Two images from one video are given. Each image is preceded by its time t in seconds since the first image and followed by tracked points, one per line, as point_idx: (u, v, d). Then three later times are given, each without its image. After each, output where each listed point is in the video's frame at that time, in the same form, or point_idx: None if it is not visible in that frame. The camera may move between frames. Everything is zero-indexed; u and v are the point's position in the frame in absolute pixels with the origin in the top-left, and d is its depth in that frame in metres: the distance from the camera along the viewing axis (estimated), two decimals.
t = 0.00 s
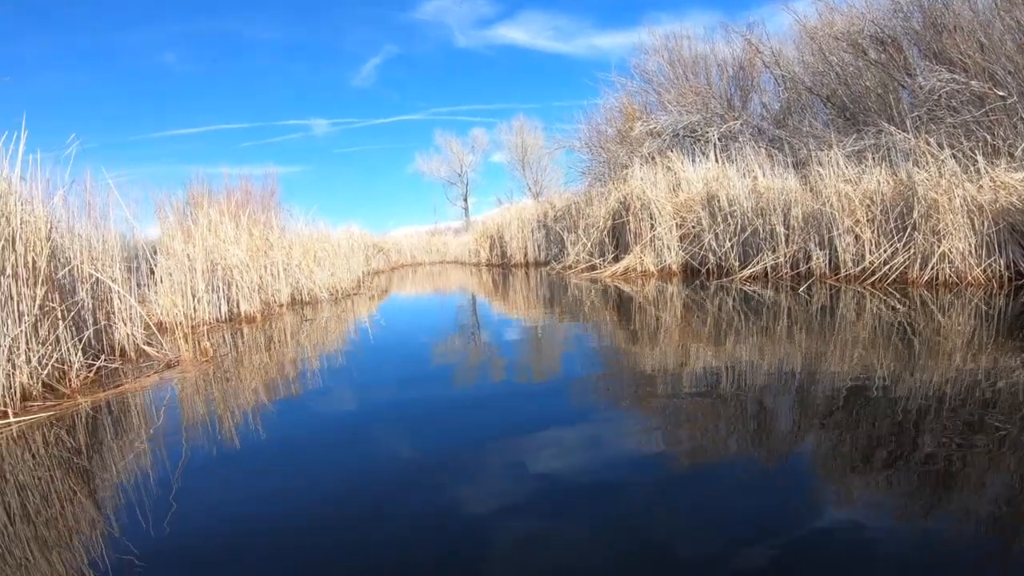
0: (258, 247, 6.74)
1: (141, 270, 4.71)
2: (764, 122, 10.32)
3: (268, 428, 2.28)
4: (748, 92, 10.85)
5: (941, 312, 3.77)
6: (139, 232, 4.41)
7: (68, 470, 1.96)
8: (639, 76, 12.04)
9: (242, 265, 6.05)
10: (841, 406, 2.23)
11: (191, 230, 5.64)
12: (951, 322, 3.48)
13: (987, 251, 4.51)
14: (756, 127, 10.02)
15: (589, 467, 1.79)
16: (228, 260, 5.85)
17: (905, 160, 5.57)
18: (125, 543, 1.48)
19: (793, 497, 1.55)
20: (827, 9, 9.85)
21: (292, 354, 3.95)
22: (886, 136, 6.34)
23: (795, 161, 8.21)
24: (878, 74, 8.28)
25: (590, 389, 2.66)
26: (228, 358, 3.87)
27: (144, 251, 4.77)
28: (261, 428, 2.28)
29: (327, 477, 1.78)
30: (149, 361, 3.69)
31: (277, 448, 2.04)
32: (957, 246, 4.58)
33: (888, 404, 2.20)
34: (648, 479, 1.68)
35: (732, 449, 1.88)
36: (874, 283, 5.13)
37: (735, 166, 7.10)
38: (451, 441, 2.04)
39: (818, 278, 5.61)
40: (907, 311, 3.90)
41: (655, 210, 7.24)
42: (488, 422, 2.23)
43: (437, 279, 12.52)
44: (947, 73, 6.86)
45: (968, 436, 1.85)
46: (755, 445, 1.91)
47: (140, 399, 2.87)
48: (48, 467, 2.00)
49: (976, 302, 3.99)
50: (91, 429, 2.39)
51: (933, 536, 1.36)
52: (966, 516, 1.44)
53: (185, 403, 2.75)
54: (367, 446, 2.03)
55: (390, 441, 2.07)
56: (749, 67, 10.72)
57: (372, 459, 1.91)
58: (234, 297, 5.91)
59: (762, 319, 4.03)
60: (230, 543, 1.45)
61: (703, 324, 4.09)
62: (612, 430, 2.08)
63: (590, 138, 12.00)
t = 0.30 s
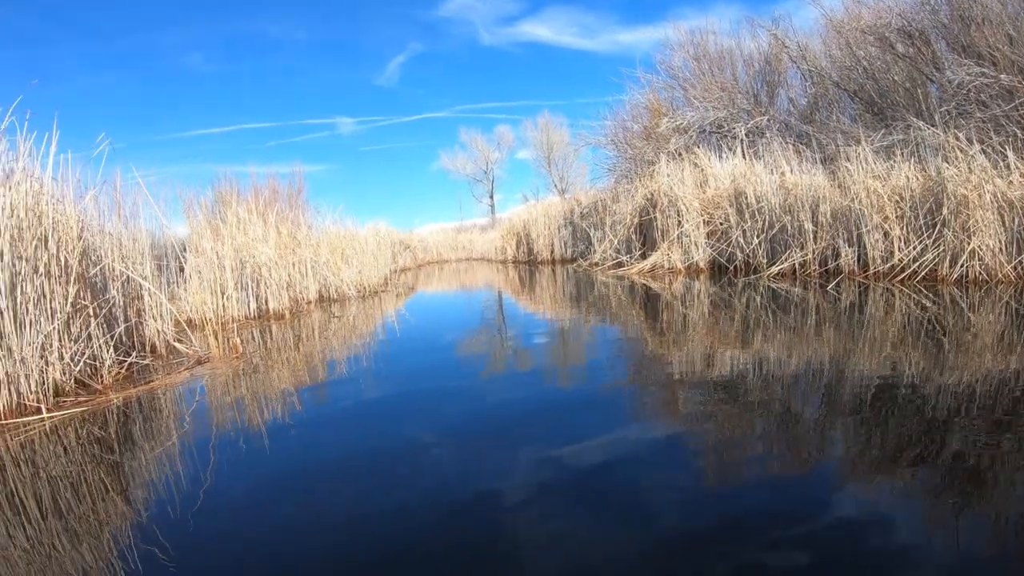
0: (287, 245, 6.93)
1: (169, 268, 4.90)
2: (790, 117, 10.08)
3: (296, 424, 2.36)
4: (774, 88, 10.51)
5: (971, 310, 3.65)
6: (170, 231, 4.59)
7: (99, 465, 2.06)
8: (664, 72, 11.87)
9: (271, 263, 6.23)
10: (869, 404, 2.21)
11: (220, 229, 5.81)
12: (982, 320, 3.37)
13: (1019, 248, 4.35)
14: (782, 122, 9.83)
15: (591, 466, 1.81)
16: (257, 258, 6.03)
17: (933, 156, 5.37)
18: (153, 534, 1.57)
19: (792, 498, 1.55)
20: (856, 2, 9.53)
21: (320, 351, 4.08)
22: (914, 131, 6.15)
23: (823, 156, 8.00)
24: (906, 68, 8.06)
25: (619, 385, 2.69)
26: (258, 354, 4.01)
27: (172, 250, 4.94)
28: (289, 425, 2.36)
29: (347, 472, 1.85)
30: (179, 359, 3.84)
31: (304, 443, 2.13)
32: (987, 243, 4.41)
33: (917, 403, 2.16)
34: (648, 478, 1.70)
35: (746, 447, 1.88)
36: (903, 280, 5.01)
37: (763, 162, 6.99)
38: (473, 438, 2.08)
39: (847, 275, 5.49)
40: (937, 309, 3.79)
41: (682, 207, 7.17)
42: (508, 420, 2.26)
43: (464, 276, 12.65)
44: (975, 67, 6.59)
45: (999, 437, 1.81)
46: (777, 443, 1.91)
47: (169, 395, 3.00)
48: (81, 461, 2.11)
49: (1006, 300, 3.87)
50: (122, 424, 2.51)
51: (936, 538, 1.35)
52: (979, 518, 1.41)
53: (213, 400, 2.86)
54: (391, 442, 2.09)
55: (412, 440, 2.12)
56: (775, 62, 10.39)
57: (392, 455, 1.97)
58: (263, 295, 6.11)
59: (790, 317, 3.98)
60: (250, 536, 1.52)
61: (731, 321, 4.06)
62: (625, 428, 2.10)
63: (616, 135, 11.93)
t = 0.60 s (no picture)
0: (315, 241, 7.09)
1: (198, 265, 5.08)
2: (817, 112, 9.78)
3: (322, 421, 2.43)
4: (800, 82, 10.24)
5: (1002, 308, 3.54)
6: (198, 227, 4.75)
7: (129, 459, 2.13)
8: (688, 67, 11.69)
9: (299, 259, 6.39)
10: (896, 403, 2.18)
11: (247, 226, 5.99)
12: (1013, 318, 3.27)
13: None
14: (810, 117, 9.44)
15: (593, 466, 1.83)
16: (284, 255, 6.18)
17: (963, 150, 5.17)
18: (179, 526, 1.62)
19: (808, 498, 1.54)
20: None
21: (347, 347, 4.19)
22: (942, 125, 5.96)
23: (850, 151, 7.80)
24: (932, 61, 7.74)
25: (646, 382, 2.70)
26: (286, 350, 4.13)
27: (200, 248, 5.11)
28: (316, 422, 2.42)
29: (370, 470, 1.90)
30: (207, 355, 4.00)
31: (330, 440, 2.19)
32: (1017, 239, 4.27)
33: (945, 402, 2.13)
34: (649, 478, 1.71)
35: (761, 447, 1.87)
36: (932, 277, 4.87)
37: (790, 157, 6.87)
38: (495, 437, 2.11)
39: (874, 271, 5.36)
40: (967, 306, 3.68)
41: (709, 203, 7.09)
42: (530, 418, 2.29)
43: (489, 272, 12.73)
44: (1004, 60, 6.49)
45: None
46: (801, 443, 1.89)
47: (197, 391, 3.11)
48: (111, 453, 2.20)
49: None
50: (151, 419, 2.61)
51: (940, 540, 1.33)
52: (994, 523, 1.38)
53: (239, 396, 2.95)
54: (416, 441, 2.13)
55: (435, 438, 2.16)
56: (799, 55, 10.13)
57: (415, 454, 2.01)
58: (290, 291, 6.28)
59: (817, 313, 3.92)
60: (273, 528, 1.57)
61: (757, 317, 4.02)
62: (641, 427, 2.12)
63: (641, 131, 11.83)
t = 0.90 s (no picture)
0: (335, 237, 7.21)
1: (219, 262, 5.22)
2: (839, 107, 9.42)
3: (342, 417, 2.48)
4: (821, 77, 10.04)
5: None
6: (219, 224, 4.90)
7: (151, 454, 2.21)
8: (708, 62, 11.55)
9: (320, 255, 6.52)
10: (918, 401, 2.16)
11: (268, 223, 6.12)
12: None
13: None
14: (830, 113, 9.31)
15: (593, 463, 1.85)
16: (305, 251, 6.31)
17: (986, 146, 5.02)
18: (201, 519, 1.67)
19: (815, 498, 1.54)
20: None
21: (367, 342, 4.27)
22: (965, 121, 5.82)
23: (871, 147, 7.63)
24: (955, 56, 7.62)
25: (666, 379, 2.71)
26: (307, 346, 4.22)
27: (220, 245, 5.25)
28: (336, 418, 2.47)
29: (390, 466, 1.93)
30: (230, 350, 4.12)
31: (352, 437, 2.23)
32: None
33: (967, 402, 2.10)
34: (644, 476, 1.72)
35: (770, 445, 1.87)
36: (954, 275, 4.74)
37: (812, 153, 6.75)
38: (512, 435, 2.14)
39: (896, 268, 5.26)
40: (990, 304, 3.60)
41: (729, 199, 7.03)
42: (546, 416, 2.30)
43: (509, 268, 12.80)
44: None
45: None
46: (816, 442, 1.88)
47: (218, 387, 3.20)
48: (134, 448, 2.28)
49: None
50: (173, 414, 2.71)
51: (936, 543, 1.33)
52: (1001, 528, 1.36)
53: (259, 392, 3.04)
54: (436, 438, 2.17)
55: (452, 435, 2.19)
56: (821, 50, 9.94)
57: (433, 451, 2.04)
58: (311, 287, 6.41)
59: (838, 310, 3.88)
60: (293, 521, 1.61)
61: (779, 314, 3.99)
62: (651, 424, 2.13)
63: (661, 126, 11.75)
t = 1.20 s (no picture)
0: (352, 234, 7.30)
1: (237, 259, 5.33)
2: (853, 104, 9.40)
3: (359, 415, 2.53)
4: (837, 73, 9.89)
5: None
6: (236, 222, 5.00)
7: (169, 451, 2.27)
8: (724, 59, 11.43)
9: (337, 253, 6.61)
10: (935, 401, 2.15)
11: (285, 220, 6.22)
12: None
13: None
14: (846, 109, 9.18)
15: (596, 463, 1.87)
16: (321, 248, 6.40)
17: (1005, 143, 4.90)
18: (218, 516, 1.71)
19: (819, 499, 1.54)
20: None
21: (383, 339, 4.34)
22: (984, 117, 5.70)
23: (888, 144, 7.51)
24: (971, 52, 7.43)
25: (683, 377, 2.71)
26: (323, 343, 4.30)
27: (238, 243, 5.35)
28: (352, 416, 2.52)
29: (405, 465, 1.96)
30: (248, 347, 4.22)
31: (368, 435, 2.27)
32: None
33: (985, 403, 2.08)
34: (646, 476, 1.74)
35: (784, 445, 1.87)
36: (971, 273, 4.65)
37: (829, 149, 6.66)
38: (529, 433, 2.16)
39: (914, 267, 5.18)
40: (1009, 303, 3.54)
41: (746, 196, 6.97)
42: (559, 415, 2.32)
43: (525, 265, 12.83)
44: None
45: None
46: (833, 443, 1.87)
47: (235, 383, 3.28)
48: (152, 443, 2.36)
49: None
50: (191, 410, 2.79)
51: (936, 544, 1.33)
52: (1007, 529, 1.35)
53: (275, 388, 3.11)
54: (451, 436, 2.20)
55: (466, 433, 2.22)
56: (837, 47, 9.79)
57: (449, 450, 2.06)
58: (328, 284, 6.51)
59: (854, 309, 3.84)
60: (308, 518, 1.64)
61: (795, 312, 3.97)
62: (664, 423, 2.14)
63: (676, 124, 11.67)
